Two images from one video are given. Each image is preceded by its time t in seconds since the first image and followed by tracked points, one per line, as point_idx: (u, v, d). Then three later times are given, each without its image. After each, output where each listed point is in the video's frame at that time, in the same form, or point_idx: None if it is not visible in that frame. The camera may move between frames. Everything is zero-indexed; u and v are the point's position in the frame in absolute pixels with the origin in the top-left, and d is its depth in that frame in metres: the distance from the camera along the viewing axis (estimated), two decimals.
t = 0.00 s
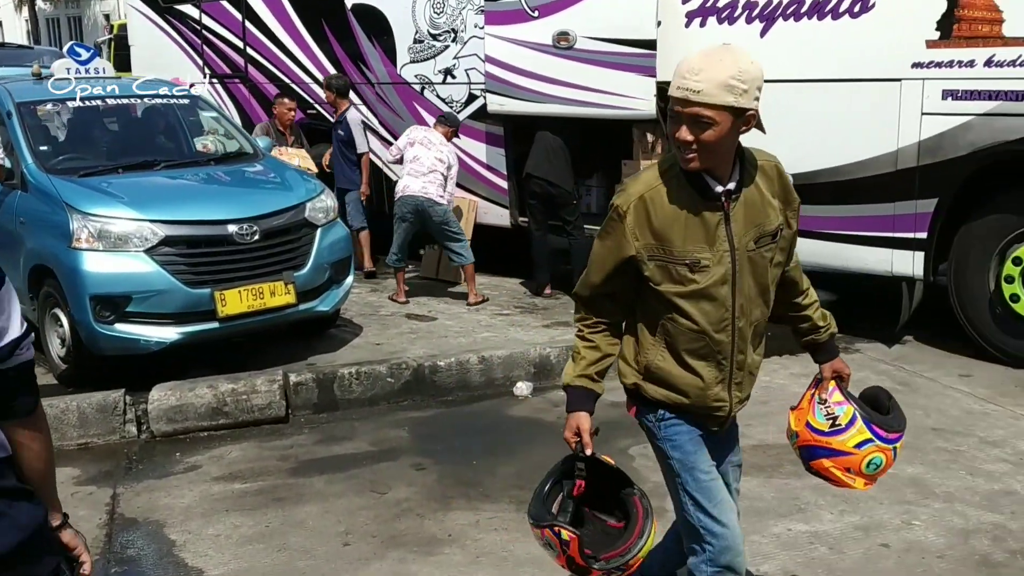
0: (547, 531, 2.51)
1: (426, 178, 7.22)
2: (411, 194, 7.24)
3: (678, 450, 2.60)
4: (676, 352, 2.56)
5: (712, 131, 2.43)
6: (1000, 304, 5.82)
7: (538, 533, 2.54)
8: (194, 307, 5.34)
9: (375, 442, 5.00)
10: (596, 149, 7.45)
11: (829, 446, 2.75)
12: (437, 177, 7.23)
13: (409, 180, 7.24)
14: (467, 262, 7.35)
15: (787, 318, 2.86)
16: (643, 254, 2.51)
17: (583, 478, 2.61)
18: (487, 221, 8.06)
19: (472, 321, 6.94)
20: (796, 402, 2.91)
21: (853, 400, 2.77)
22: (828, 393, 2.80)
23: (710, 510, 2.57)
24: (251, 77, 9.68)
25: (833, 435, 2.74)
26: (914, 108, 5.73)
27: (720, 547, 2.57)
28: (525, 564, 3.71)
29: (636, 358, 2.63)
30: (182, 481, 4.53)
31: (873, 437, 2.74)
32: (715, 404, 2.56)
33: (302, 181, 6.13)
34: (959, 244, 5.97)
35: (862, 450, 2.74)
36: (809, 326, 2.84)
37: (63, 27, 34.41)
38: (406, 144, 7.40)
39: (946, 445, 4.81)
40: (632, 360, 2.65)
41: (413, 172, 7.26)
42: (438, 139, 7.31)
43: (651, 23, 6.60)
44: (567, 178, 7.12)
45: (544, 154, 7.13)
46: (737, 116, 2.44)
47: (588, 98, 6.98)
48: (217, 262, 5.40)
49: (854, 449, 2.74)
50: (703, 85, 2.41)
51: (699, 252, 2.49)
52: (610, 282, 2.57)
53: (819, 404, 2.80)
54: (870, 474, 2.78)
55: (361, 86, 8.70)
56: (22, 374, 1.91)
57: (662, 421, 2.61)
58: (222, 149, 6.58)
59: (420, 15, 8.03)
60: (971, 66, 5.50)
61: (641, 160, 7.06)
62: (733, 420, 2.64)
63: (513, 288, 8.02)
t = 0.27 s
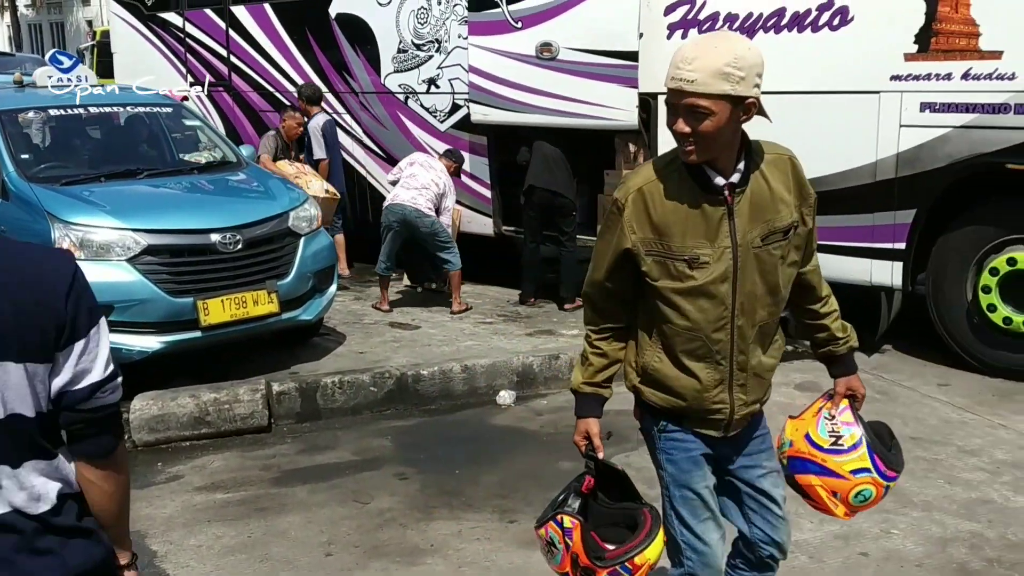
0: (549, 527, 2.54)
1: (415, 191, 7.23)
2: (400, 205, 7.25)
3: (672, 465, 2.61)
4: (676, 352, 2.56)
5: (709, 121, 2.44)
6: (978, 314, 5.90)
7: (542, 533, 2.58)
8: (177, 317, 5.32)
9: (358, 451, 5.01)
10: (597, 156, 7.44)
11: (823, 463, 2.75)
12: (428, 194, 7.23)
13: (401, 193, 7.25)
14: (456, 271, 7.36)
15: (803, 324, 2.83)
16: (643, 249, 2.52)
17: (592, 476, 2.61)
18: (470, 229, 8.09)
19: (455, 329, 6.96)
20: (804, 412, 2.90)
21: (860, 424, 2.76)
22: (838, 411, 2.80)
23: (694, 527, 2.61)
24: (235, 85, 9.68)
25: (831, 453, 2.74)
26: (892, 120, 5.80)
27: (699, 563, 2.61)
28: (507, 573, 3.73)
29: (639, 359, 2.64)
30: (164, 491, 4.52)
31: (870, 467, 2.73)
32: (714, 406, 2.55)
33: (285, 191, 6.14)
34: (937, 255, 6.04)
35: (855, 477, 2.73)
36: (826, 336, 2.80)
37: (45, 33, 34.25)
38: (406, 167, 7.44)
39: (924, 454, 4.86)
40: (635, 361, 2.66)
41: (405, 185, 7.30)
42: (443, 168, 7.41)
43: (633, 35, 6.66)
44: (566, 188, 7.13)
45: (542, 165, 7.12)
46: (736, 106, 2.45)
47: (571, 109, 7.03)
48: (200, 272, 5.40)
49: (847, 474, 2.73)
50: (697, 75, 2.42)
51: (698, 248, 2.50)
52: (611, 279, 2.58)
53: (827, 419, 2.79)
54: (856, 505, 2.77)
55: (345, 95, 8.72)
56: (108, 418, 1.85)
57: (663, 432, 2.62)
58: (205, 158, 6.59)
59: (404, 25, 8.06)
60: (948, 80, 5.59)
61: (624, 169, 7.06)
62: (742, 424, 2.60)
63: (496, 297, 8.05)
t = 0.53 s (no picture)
0: (581, 546, 2.42)
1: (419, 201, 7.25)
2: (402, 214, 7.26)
3: (695, 484, 2.54)
4: (706, 362, 2.50)
5: (747, 123, 2.40)
6: (979, 328, 5.88)
7: (569, 549, 2.45)
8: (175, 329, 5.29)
9: (357, 465, 4.97)
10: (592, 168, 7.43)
11: (850, 496, 2.69)
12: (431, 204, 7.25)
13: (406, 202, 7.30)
14: (456, 283, 7.32)
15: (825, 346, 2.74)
16: (675, 254, 2.47)
17: (626, 497, 2.54)
18: (470, 242, 8.07)
19: (455, 342, 6.93)
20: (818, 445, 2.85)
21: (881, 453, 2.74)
22: (855, 440, 2.76)
23: (711, 548, 2.55)
24: (235, 96, 9.69)
25: (857, 485, 2.69)
26: (893, 134, 5.79)
27: None
28: None
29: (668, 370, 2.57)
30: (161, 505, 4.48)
31: (898, 495, 2.69)
32: (745, 418, 2.48)
33: (285, 203, 6.13)
34: (938, 269, 6.02)
35: (885, 507, 2.67)
36: (844, 360, 2.71)
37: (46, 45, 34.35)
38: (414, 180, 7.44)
39: (926, 469, 4.84)
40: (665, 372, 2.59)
41: (409, 195, 7.33)
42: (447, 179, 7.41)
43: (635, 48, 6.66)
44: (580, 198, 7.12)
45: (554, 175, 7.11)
46: (773, 107, 2.42)
47: (572, 121, 7.03)
48: (199, 284, 5.38)
49: (877, 504, 2.67)
50: (735, 75, 2.39)
51: (729, 254, 2.45)
52: (641, 285, 2.51)
53: (844, 451, 2.75)
54: (887, 535, 2.71)
55: (345, 107, 8.72)
56: (180, 445, 1.75)
57: (691, 449, 2.55)
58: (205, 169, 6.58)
59: (405, 37, 8.06)
60: (949, 93, 5.58)
61: (624, 182, 7.18)
62: (776, 440, 2.51)
63: (496, 309, 8.02)
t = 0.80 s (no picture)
0: (619, 549, 2.44)
1: (424, 209, 7.27)
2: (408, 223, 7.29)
3: (734, 499, 2.51)
4: (760, 370, 2.47)
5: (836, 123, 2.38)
6: (984, 341, 5.88)
7: (607, 552, 2.47)
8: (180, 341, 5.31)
9: (361, 477, 4.98)
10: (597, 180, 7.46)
11: (871, 511, 2.64)
12: (436, 210, 7.27)
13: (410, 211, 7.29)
14: (459, 296, 7.29)
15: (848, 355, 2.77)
16: (728, 262, 2.43)
17: (665, 505, 2.57)
18: (475, 254, 8.09)
19: (460, 354, 6.95)
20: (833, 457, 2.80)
21: (898, 465, 2.70)
22: (872, 454, 2.72)
23: (738, 560, 2.54)
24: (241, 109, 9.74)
25: (877, 499, 2.64)
26: (897, 147, 5.80)
27: None
28: None
29: (717, 380, 2.53)
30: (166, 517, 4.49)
31: (917, 507, 2.64)
32: (800, 426, 2.45)
33: (290, 215, 6.16)
34: (942, 281, 6.03)
35: (906, 519, 2.62)
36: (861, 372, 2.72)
37: (53, 58, 34.59)
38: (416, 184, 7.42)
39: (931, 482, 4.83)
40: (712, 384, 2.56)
41: (411, 204, 7.32)
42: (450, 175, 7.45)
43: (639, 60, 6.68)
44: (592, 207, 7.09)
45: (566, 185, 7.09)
46: (844, 107, 2.41)
47: (577, 134, 7.05)
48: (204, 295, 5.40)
49: (898, 517, 2.62)
50: (832, 76, 2.36)
51: (782, 260, 2.43)
52: (692, 294, 2.48)
53: (862, 465, 2.70)
54: (907, 548, 2.66)
55: (351, 120, 8.76)
56: (212, 463, 1.65)
57: (738, 463, 2.51)
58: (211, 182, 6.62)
59: (410, 51, 8.11)
60: (952, 107, 5.59)
61: (629, 195, 7.20)
62: (828, 447, 2.50)
63: (501, 321, 8.04)
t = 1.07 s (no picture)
0: None
1: (433, 221, 7.26)
2: (419, 238, 7.27)
3: (823, 518, 2.46)
4: (821, 387, 2.45)
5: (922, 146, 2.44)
6: (992, 354, 5.85)
7: None
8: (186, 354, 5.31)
9: (367, 490, 4.96)
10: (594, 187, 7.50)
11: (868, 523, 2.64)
12: (445, 220, 7.26)
13: (419, 226, 7.26)
14: (468, 309, 7.33)
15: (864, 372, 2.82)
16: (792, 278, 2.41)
17: (715, 532, 2.56)
18: (481, 266, 8.09)
19: (466, 366, 6.93)
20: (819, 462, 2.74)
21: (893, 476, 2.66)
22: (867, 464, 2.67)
23: None
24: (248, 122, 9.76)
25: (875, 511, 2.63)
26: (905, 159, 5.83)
27: None
28: None
29: (774, 399, 2.48)
30: (172, 530, 4.47)
31: (909, 516, 2.66)
32: (861, 439, 2.45)
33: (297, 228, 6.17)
34: (950, 294, 6.01)
35: (899, 530, 2.64)
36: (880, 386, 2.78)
37: (62, 71, 34.79)
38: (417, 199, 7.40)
39: (941, 496, 4.79)
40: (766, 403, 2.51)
41: (419, 218, 7.31)
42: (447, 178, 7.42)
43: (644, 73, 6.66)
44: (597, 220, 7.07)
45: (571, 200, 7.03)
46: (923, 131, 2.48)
47: (584, 147, 7.04)
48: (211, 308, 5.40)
49: (892, 527, 2.64)
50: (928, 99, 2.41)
51: (839, 275, 2.42)
52: (756, 313, 2.43)
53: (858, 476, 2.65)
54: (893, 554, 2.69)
55: (358, 133, 8.78)
56: (276, 444, 1.80)
57: (810, 482, 2.47)
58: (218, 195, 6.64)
59: (417, 64, 8.13)
60: (960, 119, 5.61)
61: (635, 208, 7.20)
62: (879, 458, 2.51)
63: (507, 334, 8.03)
